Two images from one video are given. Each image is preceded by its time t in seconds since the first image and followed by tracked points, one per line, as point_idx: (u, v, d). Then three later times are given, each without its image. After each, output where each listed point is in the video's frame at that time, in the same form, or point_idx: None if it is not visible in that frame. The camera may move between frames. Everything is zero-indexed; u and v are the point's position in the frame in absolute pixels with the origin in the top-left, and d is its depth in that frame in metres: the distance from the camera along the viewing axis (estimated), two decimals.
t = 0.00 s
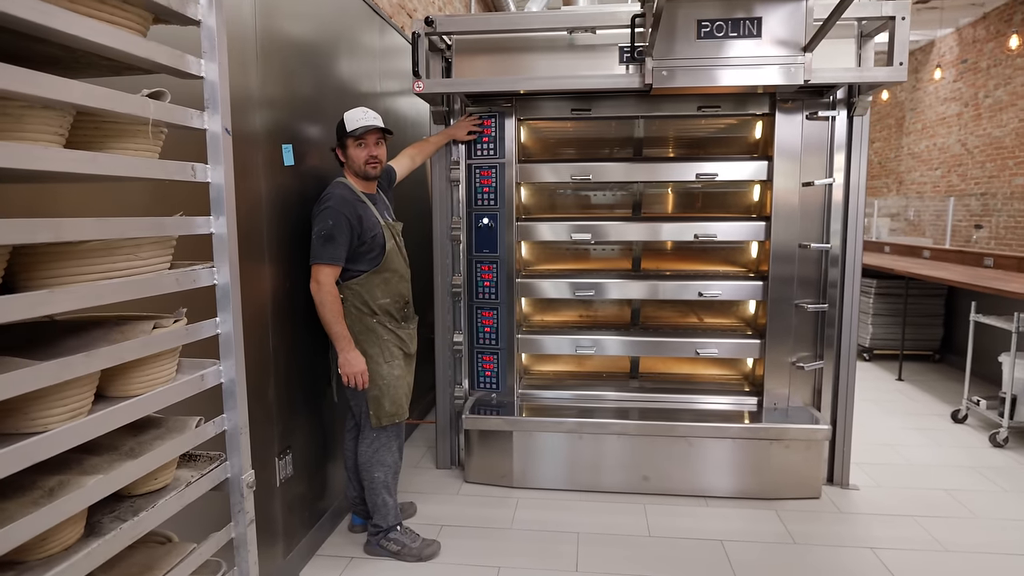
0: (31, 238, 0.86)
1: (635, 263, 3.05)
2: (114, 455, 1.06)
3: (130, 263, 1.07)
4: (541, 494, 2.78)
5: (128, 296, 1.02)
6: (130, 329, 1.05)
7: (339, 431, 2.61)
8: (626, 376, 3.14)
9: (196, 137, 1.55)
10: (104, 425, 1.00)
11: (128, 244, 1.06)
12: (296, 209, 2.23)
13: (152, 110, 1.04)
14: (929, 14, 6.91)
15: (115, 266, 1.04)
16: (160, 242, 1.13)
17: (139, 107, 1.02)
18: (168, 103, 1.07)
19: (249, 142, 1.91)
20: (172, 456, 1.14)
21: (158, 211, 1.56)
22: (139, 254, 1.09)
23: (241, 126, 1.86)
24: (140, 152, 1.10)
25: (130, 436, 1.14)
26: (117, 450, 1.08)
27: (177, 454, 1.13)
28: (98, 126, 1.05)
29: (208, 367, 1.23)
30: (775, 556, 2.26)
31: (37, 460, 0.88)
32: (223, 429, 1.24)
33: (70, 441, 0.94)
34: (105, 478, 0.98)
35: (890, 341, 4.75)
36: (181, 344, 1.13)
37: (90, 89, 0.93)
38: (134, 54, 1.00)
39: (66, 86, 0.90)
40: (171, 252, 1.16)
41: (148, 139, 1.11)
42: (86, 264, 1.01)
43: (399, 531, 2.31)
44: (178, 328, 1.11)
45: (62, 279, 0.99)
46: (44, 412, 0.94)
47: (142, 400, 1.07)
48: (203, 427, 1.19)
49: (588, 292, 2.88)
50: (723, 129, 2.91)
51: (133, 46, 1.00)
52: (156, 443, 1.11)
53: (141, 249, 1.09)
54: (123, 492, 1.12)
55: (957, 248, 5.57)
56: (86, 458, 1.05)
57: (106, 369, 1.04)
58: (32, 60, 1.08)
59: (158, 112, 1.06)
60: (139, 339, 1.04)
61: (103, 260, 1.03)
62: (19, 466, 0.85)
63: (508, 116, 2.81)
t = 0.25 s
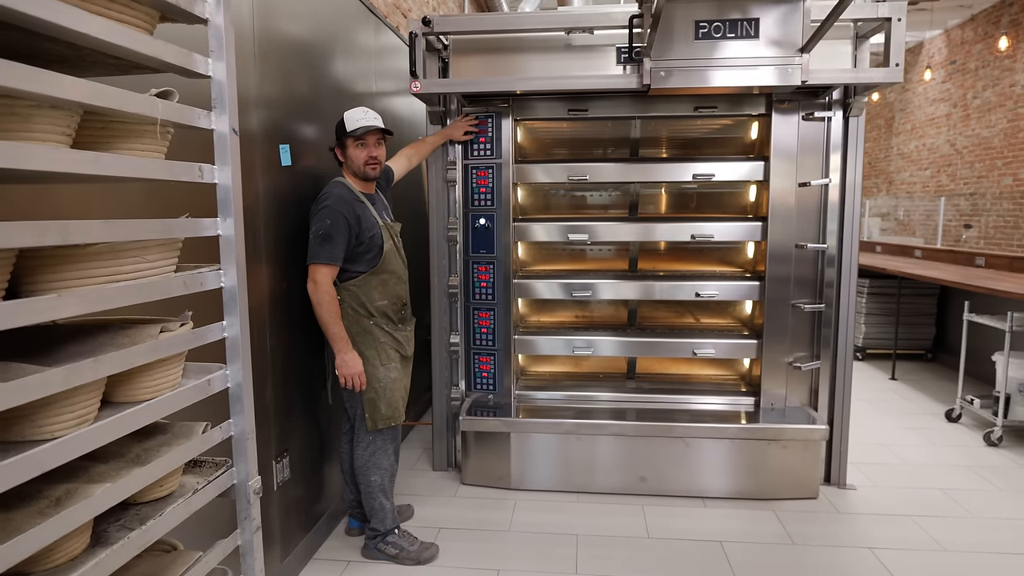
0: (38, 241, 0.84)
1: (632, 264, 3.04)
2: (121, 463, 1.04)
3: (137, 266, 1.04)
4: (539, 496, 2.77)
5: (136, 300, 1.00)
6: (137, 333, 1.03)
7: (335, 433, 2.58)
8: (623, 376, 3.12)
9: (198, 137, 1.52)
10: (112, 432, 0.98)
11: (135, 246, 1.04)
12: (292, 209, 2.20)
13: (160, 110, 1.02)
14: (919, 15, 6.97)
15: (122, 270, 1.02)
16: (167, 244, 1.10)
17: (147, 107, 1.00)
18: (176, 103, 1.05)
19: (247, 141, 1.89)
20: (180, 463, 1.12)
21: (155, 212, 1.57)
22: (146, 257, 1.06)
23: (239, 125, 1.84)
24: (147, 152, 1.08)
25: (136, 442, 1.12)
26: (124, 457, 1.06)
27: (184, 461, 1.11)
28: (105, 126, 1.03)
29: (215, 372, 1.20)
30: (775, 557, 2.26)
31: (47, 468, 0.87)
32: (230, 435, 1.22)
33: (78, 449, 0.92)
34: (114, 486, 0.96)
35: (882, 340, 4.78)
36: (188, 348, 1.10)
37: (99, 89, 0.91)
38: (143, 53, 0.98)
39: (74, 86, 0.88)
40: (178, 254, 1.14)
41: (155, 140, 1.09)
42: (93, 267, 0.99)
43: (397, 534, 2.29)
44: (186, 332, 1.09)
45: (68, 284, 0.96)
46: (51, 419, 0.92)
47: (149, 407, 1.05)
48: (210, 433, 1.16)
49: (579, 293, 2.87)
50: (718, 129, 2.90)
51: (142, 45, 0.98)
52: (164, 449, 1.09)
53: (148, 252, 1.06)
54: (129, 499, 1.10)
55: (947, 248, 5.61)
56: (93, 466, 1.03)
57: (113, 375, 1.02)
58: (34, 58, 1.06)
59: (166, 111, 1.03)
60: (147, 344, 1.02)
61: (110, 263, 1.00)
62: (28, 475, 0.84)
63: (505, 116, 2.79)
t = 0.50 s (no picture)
0: (49, 244, 0.82)
1: (631, 265, 3.03)
2: (130, 469, 1.02)
3: (146, 268, 1.03)
4: (539, 498, 2.76)
5: (146, 303, 0.98)
6: (145, 337, 1.01)
7: (333, 436, 2.56)
8: (622, 378, 3.11)
9: (201, 138, 1.51)
10: (123, 438, 0.96)
11: (144, 248, 1.02)
12: (291, 210, 2.18)
13: (170, 111, 1.00)
14: (912, 17, 7.01)
15: (132, 272, 1.00)
16: (175, 247, 1.09)
17: (157, 108, 0.98)
18: (186, 104, 1.03)
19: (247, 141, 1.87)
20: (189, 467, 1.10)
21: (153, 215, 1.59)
22: (155, 259, 1.05)
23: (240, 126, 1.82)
24: (155, 154, 1.06)
25: (143, 447, 1.10)
26: (132, 462, 1.04)
27: (194, 466, 1.09)
28: (114, 127, 1.01)
29: (223, 376, 1.19)
30: (776, 558, 2.26)
31: (58, 475, 0.85)
32: (238, 439, 1.20)
33: (89, 455, 0.90)
34: (124, 492, 0.95)
35: (878, 341, 4.80)
36: (197, 352, 1.09)
37: (109, 89, 0.89)
38: (153, 53, 0.97)
39: (85, 86, 0.86)
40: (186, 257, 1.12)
41: (164, 141, 1.07)
42: (102, 270, 0.97)
43: (397, 538, 2.27)
44: (195, 335, 1.07)
45: (77, 286, 0.94)
46: (60, 425, 0.90)
47: (158, 411, 1.03)
48: (219, 438, 1.14)
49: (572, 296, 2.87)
50: (716, 130, 2.90)
51: (152, 45, 0.96)
52: (173, 454, 1.07)
53: (157, 254, 1.05)
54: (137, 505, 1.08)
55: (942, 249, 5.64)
56: (101, 472, 1.01)
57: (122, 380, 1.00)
58: (40, 58, 1.04)
59: (175, 112, 1.02)
60: (157, 347, 1.00)
61: (119, 266, 0.99)
62: (39, 483, 0.82)
63: (503, 118, 2.78)
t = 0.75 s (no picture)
0: (56, 248, 0.81)
1: (630, 265, 3.03)
2: (136, 474, 1.01)
3: (151, 272, 1.02)
4: (540, 500, 2.76)
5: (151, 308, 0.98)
6: (151, 341, 1.00)
7: (333, 438, 2.55)
8: (622, 379, 3.11)
9: (203, 140, 1.50)
10: (129, 443, 0.95)
11: (149, 252, 1.01)
12: (291, 212, 2.17)
13: (174, 113, 1.00)
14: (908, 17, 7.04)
15: (137, 276, 1.00)
16: (180, 250, 1.08)
17: (162, 110, 0.97)
18: (190, 106, 1.03)
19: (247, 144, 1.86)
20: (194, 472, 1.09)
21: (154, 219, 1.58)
22: (160, 263, 1.04)
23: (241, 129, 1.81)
24: (160, 157, 1.06)
25: (149, 452, 1.09)
26: (138, 468, 1.03)
27: (200, 471, 1.08)
28: (119, 130, 1.01)
29: (227, 379, 1.18)
30: (779, 558, 2.26)
31: (65, 481, 0.85)
32: (244, 443, 1.20)
33: (96, 461, 0.90)
34: (131, 498, 0.94)
35: (877, 340, 4.81)
36: (202, 356, 1.08)
37: (114, 92, 0.89)
38: (157, 55, 0.96)
39: (90, 89, 0.85)
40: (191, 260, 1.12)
41: (168, 144, 1.06)
42: (107, 275, 0.96)
43: (399, 540, 2.26)
44: (200, 339, 1.07)
45: (81, 292, 0.94)
46: (65, 431, 0.89)
47: (164, 416, 1.02)
48: (224, 442, 1.14)
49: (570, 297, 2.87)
50: (715, 131, 2.91)
51: (157, 48, 0.96)
52: (178, 459, 1.07)
53: (162, 258, 1.04)
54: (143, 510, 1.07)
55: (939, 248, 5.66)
56: (107, 477, 1.00)
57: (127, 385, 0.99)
58: (43, 60, 1.04)
59: (180, 115, 1.01)
60: (162, 352, 0.99)
61: (125, 270, 0.98)
62: (47, 490, 0.81)
63: (503, 119, 2.78)
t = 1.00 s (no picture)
0: (49, 249, 0.81)
1: (628, 266, 3.03)
2: (130, 476, 1.01)
3: (144, 273, 1.02)
4: (537, 500, 2.76)
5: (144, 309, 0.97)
6: (145, 342, 1.00)
7: (331, 439, 2.55)
8: (620, 379, 3.11)
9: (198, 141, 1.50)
10: (122, 444, 0.95)
11: (143, 253, 1.01)
12: (288, 212, 2.17)
13: (168, 113, 1.00)
14: (906, 17, 7.04)
15: (130, 277, 0.99)
16: (174, 251, 1.08)
17: (155, 110, 0.97)
18: (183, 106, 1.03)
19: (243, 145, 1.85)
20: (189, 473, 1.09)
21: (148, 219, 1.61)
22: (153, 264, 1.04)
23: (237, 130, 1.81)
24: (154, 157, 1.06)
25: (143, 453, 1.09)
26: (131, 469, 1.03)
27: (194, 472, 1.08)
28: (112, 130, 1.00)
29: (222, 380, 1.17)
30: (777, 558, 2.26)
31: (58, 483, 0.84)
32: (238, 444, 1.19)
33: (89, 462, 0.89)
34: (125, 499, 0.94)
35: (875, 340, 4.81)
36: (197, 357, 1.08)
37: (107, 92, 0.88)
38: (151, 55, 0.96)
39: (83, 89, 0.85)
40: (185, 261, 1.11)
41: (162, 144, 1.06)
42: (100, 276, 0.96)
43: (397, 541, 2.26)
44: (195, 340, 1.07)
45: (74, 293, 0.93)
46: (58, 432, 0.89)
47: (157, 417, 1.02)
48: (218, 444, 1.13)
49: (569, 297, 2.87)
50: (712, 131, 2.91)
51: (150, 48, 0.95)
52: (172, 461, 1.06)
53: (156, 258, 1.04)
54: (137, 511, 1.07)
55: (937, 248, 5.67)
56: (101, 478, 1.00)
57: (121, 386, 0.99)
58: (36, 60, 1.03)
59: (173, 115, 1.01)
60: (156, 352, 0.99)
61: (118, 270, 0.98)
62: (39, 491, 0.81)
63: (500, 119, 2.78)
